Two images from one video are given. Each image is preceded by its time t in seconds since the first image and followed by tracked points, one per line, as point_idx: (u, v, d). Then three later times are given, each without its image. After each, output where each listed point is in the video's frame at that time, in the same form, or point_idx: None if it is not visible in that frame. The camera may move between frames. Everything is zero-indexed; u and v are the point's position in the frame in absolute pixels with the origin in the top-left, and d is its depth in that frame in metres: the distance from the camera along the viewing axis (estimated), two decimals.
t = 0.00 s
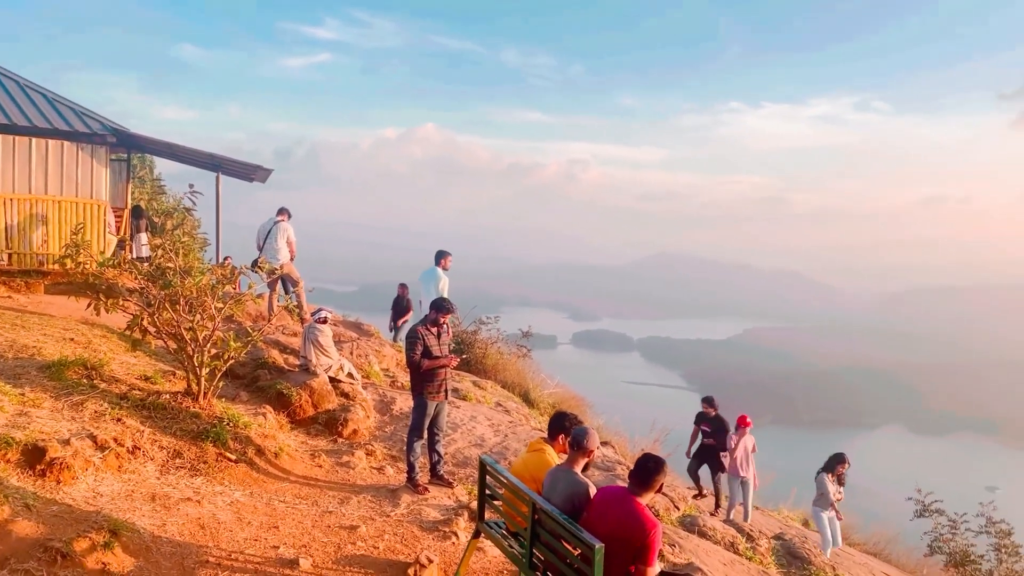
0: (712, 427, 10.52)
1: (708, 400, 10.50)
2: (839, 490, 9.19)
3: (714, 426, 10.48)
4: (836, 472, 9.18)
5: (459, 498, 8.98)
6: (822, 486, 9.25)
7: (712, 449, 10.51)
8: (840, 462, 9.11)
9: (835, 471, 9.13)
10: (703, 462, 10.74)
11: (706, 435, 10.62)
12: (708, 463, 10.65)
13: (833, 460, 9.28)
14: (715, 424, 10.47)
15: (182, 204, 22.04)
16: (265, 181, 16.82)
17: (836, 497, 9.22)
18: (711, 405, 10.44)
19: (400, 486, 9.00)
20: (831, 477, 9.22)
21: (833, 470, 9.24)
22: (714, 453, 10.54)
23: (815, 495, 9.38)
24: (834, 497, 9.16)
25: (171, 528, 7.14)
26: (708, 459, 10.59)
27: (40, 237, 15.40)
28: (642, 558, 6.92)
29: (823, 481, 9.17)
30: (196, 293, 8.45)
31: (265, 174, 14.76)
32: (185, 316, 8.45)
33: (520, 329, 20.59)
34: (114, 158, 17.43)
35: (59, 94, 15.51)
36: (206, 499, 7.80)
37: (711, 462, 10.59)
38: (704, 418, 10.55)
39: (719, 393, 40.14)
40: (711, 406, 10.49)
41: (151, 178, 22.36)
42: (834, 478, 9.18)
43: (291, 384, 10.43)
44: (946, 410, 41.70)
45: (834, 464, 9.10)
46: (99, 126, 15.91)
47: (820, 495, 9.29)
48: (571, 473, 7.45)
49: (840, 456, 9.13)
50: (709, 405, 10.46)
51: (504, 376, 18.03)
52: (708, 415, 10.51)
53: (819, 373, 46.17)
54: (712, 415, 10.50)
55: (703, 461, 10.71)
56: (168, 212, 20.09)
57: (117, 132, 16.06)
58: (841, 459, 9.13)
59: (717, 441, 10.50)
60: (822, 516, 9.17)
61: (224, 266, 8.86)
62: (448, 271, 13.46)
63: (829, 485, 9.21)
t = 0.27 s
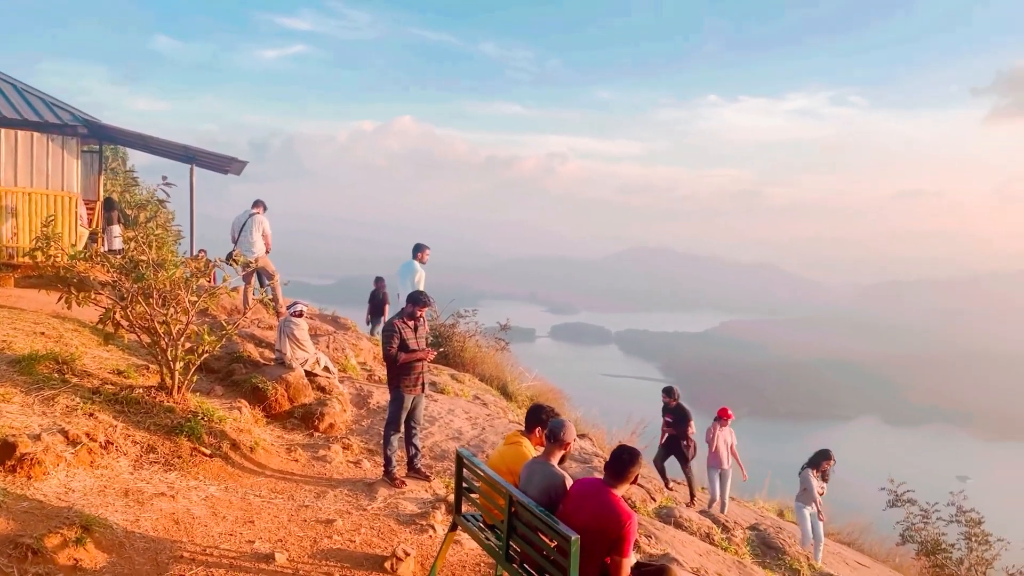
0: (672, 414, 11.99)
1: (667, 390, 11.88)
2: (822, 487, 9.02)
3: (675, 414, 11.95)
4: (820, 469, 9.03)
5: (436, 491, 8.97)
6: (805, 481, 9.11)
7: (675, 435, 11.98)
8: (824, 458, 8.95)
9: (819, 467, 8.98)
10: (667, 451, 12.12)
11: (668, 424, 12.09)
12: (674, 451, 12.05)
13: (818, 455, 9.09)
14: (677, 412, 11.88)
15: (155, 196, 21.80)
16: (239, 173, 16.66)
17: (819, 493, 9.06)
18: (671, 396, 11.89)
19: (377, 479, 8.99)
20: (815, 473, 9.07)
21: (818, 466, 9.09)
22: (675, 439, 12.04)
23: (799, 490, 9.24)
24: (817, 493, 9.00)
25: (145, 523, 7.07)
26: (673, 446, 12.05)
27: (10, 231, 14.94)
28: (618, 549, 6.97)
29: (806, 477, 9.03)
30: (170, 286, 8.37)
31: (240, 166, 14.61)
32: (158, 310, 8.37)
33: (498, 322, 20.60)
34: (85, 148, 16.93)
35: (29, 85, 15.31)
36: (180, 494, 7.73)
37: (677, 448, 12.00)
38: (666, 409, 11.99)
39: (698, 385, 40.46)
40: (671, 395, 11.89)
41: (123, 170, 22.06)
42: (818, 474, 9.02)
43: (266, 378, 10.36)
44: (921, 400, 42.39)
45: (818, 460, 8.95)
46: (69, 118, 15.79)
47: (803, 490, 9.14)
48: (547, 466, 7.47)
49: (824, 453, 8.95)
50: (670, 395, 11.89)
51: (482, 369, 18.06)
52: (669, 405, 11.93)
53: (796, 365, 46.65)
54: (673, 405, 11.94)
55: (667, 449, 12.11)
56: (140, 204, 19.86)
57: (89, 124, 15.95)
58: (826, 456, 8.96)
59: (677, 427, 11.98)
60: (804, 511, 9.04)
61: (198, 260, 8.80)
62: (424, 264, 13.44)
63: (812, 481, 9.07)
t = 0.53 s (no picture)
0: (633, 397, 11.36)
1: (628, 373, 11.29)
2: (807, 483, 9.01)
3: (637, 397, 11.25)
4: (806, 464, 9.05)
5: (414, 485, 8.96)
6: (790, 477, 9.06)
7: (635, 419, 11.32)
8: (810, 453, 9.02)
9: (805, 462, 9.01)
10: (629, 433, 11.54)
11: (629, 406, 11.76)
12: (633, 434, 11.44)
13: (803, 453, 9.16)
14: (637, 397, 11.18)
15: (128, 189, 21.54)
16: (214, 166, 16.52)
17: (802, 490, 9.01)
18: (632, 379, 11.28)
19: (354, 473, 8.97)
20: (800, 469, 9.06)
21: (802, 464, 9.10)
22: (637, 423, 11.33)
23: (781, 487, 9.15)
24: (802, 488, 8.95)
25: (118, 519, 7.01)
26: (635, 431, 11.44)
27: None
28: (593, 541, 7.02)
29: (792, 470, 8.99)
30: (143, 280, 8.29)
31: (214, 158, 14.49)
32: (131, 304, 8.28)
33: (476, 316, 20.61)
34: (57, 140, 16.73)
35: None
36: (154, 489, 7.67)
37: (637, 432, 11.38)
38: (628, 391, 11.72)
39: (677, 378, 40.72)
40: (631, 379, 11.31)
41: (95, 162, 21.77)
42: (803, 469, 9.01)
43: (241, 372, 10.29)
44: (897, 391, 42.98)
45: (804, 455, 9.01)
46: (39, 109, 15.59)
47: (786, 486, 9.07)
48: (524, 458, 7.48)
49: (812, 448, 9.02)
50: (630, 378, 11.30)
51: (460, 363, 18.07)
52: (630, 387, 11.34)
53: (774, 357, 47.12)
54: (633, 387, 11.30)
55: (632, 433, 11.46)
56: (113, 197, 19.63)
57: (60, 115, 15.76)
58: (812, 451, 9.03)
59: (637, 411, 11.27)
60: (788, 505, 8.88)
61: (171, 253, 8.73)
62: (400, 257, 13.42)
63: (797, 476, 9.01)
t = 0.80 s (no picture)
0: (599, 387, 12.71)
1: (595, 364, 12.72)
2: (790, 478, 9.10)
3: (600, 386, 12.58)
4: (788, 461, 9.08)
5: (391, 479, 8.96)
6: (773, 475, 9.13)
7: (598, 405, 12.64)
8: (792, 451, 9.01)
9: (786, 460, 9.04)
10: (595, 421, 12.81)
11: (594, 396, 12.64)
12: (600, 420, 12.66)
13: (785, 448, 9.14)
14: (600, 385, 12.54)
15: (99, 182, 21.27)
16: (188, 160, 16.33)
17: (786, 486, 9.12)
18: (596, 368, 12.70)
19: (330, 468, 8.95)
20: (782, 466, 9.14)
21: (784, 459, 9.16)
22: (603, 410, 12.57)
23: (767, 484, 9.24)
24: (785, 486, 9.07)
25: (91, 515, 6.94)
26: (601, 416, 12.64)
27: None
28: (570, 531, 7.06)
29: (775, 469, 9.04)
30: (116, 274, 8.21)
31: (189, 151, 14.36)
32: (104, 298, 8.21)
33: (454, 310, 20.61)
34: (27, 133, 16.54)
35: None
36: (128, 485, 7.61)
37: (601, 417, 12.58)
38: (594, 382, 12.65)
39: (657, 371, 40.96)
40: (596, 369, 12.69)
41: (66, 155, 21.47)
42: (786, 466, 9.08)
43: (217, 366, 10.22)
44: (873, 383, 43.57)
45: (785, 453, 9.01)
46: (9, 101, 15.40)
47: (772, 484, 9.16)
48: (500, 451, 7.49)
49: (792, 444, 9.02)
50: (596, 368, 12.70)
51: (438, 356, 18.07)
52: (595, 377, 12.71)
53: (750, 351, 47.57)
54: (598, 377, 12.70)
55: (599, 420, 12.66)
56: (85, 190, 19.37)
57: (30, 107, 15.61)
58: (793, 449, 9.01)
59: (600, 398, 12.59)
60: (773, 506, 8.99)
61: (145, 247, 8.66)
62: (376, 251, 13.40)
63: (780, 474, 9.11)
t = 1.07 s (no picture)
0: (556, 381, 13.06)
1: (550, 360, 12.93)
2: (778, 478, 8.76)
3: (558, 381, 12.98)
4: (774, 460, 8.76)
5: (368, 473, 8.95)
6: (760, 475, 8.76)
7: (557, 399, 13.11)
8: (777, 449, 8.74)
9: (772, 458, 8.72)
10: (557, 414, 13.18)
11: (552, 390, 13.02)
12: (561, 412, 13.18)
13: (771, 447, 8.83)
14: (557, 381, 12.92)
15: (71, 175, 20.99)
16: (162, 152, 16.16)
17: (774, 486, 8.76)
18: (552, 364, 12.96)
19: (307, 463, 8.93)
20: (770, 465, 8.80)
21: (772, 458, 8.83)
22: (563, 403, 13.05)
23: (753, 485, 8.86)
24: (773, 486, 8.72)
25: (64, 512, 6.87)
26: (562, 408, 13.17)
27: None
28: (547, 524, 7.09)
29: (763, 469, 8.70)
30: (88, 268, 8.13)
31: (162, 144, 14.21)
32: (76, 293, 8.12)
33: (432, 304, 20.60)
34: None
35: None
36: (102, 481, 7.53)
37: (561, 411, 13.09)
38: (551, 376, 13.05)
39: (637, 365, 41.16)
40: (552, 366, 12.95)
41: (36, 147, 21.14)
42: (774, 465, 8.74)
43: (192, 361, 10.15)
44: (849, 375, 44.11)
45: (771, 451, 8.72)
46: None
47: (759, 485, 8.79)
48: (478, 445, 7.50)
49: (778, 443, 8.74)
50: (551, 364, 13.00)
51: (416, 351, 18.06)
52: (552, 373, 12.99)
53: (728, 345, 47.99)
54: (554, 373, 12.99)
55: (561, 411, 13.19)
56: (56, 183, 19.11)
57: None
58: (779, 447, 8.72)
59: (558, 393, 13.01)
60: (762, 505, 8.60)
61: (118, 240, 8.58)
62: (351, 245, 13.35)
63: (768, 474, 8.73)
